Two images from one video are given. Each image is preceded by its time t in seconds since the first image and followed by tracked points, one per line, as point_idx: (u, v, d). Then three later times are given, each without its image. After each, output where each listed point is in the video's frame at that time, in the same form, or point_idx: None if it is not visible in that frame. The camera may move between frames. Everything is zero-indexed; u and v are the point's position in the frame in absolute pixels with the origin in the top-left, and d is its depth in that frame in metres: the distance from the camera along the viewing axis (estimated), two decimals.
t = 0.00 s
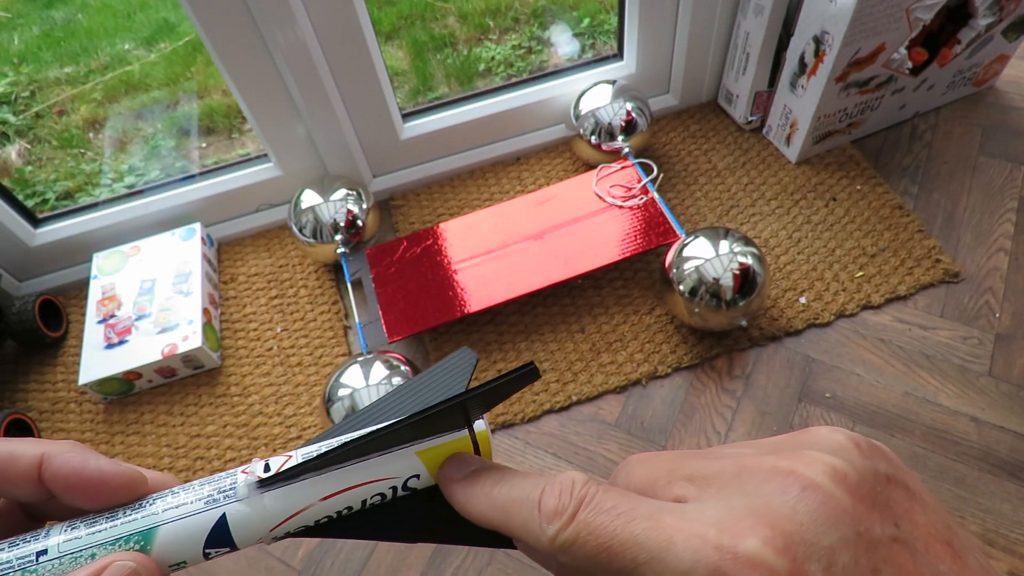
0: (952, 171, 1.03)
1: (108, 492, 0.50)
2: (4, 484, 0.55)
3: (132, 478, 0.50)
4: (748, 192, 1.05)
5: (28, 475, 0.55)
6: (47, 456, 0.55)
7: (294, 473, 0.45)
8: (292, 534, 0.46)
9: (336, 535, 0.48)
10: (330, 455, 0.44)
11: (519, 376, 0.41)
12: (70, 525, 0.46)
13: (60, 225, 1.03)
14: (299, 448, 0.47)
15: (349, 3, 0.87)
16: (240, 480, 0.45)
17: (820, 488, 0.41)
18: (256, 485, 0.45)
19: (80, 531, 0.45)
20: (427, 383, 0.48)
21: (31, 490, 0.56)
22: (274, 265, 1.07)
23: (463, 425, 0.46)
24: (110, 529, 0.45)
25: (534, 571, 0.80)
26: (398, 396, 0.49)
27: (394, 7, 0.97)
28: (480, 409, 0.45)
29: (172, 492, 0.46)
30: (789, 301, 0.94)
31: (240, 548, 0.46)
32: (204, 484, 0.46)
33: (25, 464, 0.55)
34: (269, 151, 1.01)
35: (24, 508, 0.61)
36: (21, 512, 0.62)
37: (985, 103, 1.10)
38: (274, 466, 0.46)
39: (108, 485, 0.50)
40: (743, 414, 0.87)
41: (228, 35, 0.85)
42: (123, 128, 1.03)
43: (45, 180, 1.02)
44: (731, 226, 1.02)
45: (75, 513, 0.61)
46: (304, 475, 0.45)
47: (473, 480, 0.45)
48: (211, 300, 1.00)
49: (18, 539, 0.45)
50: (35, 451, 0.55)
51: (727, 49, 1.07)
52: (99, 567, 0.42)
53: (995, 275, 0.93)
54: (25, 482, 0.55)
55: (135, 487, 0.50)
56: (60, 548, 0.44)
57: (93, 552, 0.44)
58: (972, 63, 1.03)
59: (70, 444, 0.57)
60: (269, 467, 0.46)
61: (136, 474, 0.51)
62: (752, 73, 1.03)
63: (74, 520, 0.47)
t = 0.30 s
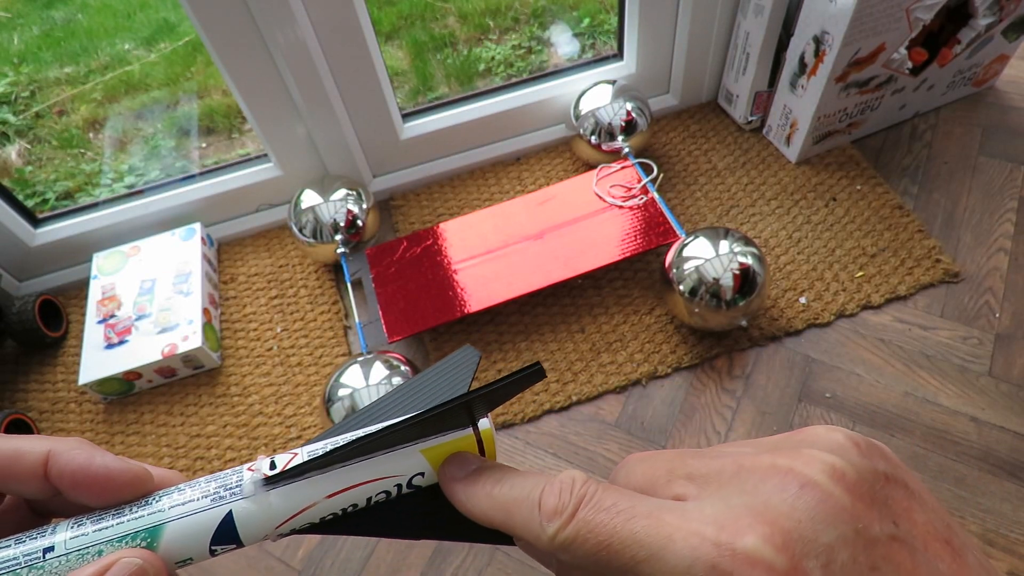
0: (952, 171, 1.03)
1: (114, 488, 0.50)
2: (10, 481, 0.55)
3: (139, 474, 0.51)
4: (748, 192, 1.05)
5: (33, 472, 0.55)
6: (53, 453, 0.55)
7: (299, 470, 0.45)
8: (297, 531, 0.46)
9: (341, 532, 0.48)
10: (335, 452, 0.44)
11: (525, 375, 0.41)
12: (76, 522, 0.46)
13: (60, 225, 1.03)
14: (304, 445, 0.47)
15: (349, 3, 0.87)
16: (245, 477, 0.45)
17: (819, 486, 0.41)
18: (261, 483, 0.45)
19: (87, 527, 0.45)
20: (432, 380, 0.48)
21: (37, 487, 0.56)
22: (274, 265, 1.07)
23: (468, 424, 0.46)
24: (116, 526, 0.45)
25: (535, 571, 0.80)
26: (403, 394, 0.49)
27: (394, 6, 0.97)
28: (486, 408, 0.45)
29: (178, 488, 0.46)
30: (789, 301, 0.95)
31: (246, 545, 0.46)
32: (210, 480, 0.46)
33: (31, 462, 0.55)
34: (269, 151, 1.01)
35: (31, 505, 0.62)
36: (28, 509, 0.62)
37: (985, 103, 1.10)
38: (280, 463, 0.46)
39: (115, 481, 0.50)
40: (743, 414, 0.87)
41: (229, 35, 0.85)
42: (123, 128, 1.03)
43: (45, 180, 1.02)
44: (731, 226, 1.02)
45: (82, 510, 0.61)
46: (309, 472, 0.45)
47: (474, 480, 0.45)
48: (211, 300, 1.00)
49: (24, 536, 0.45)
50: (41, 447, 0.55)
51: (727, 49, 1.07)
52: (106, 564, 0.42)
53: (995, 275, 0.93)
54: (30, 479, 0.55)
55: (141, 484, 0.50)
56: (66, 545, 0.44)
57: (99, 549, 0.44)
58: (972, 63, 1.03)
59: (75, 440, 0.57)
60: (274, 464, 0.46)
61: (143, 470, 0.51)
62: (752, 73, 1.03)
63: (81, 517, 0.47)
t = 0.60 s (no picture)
0: (952, 171, 1.03)
1: (111, 488, 0.50)
2: (7, 480, 0.55)
3: (136, 473, 0.51)
4: (748, 192, 1.05)
5: (30, 471, 0.55)
6: (50, 452, 0.55)
7: (297, 470, 0.45)
8: (293, 531, 0.46)
9: (337, 532, 0.48)
10: (333, 452, 0.44)
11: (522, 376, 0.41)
12: (74, 520, 0.46)
13: (60, 225, 1.03)
14: (303, 445, 0.47)
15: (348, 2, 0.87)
16: (243, 477, 0.45)
17: (822, 485, 0.41)
18: (259, 482, 0.45)
19: (84, 526, 0.45)
20: (432, 380, 0.48)
21: (34, 486, 0.56)
22: (274, 265, 1.07)
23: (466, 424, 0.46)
24: (114, 524, 0.45)
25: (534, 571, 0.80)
26: (402, 393, 0.49)
27: (394, 6, 0.97)
28: (484, 408, 0.45)
29: (175, 487, 0.46)
30: (789, 301, 0.95)
31: (243, 544, 0.46)
32: (207, 480, 0.46)
33: (27, 461, 0.55)
34: (269, 151, 1.01)
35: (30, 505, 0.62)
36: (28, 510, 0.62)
37: (985, 103, 1.10)
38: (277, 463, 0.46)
39: (111, 480, 0.50)
40: (743, 414, 0.87)
41: (228, 35, 0.85)
42: (123, 128, 1.03)
43: (45, 180, 1.02)
44: (731, 226, 1.02)
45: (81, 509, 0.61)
46: (307, 472, 0.45)
47: (476, 479, 0.45)
48: (211, 300, 1.00)
49: (21, 533, 0.45)
50: (38, 447, 0.55)
51: (727, 49, 1.07)
52: (102, 562, 0.42)
53: (996, 275, 0.93)
54: (27, 478, 0.55)
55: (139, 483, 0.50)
56: (64, 543, 0.44)
57: (96, 547, 0.45)
58: (972, 63, 1.03)
59: (73, 439, 0.57)
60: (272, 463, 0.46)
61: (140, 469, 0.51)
62: (752, 73, 1.03)
63: (78, 515, 0.47)
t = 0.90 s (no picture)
0: (952, 171, 1.03)
1: (104, 485, 0.50)
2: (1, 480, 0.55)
3: (129, 470, 0.51)
4: (748, 192, 1.05)
5: (22, 471, 0.55)
6: (42, 452, 0.55)
7: (290, 469, 0.45)
8: (288, 529, 0.46)
9: (333, 531, 0.48)
10: (326, 451, 0.44)
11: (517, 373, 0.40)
12: (67, 519, 0.46)
13: (61, 225, 1.03)
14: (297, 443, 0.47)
15: (348, 2, 0.87)
16: (236, 476, 0.45)
17: (827, 490, 0.40)
18: (252, 481, 0.45)
19: (77, 525, 0.46)
20: (427, 378, 0.48)
21: (27, 487, 0.56)
22: (274, 265, 1.07)
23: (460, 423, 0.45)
24: (107, 523, 0.45)
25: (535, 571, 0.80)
26: (398, 391, 0.49)
27: (394, 6, 0.97)
28: (480, 407, 0.45)
29: (169, 487, 0.46)
30: (789, 301, 0.95)
31: (237, 543, 0.46)
32: (201, 479, 0.46)
33: (20, 461, 0.55)
34: (269, 150, 1.01)
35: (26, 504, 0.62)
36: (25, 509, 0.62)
37: (985, 103, 1.10)
38: (271, 462, 0.45)
39: (104, 478, 0.50)
40: (743, 414, 0.87)
41: (228, 34, 0.85)
42: (123, 127, 1.03)
43: (45, 180, 1.02)
44: (731, 226, 1.02)
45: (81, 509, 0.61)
46: (300, 471, 0.45)
47: (476, 478, 0.45)
48: (211, 300, 1.00)
49: (14, 532, 0.45)
50: (31, 446, 0.55)
51: (728, 49, 1.07)
52: (95, 562, 0.42)
53: (996, 275, 0.93)
54: (20, 478, 0.55)
55: (132, 480, 0.50)
56: (57, 542, 0.45)
57: (88, 546, 0.45)
58: (972, 63, 1.03)
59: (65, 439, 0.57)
60: (266, 462, 0.45)
61: (133, 466, 0.51)
62: (752, 73, 1.03)
63: (71, 513, 0.47)
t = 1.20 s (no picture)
0: (952, 171, 1.03)
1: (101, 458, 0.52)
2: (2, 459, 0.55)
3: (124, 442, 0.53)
4: (747, 192, 1.05)
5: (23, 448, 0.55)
6: (39, 429, 0.55)
7: (268, 423, 0.40)
8: (278, 488, 0.41)
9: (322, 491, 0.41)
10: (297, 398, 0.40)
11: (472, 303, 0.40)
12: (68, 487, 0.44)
13: (61, 225, 1.03)
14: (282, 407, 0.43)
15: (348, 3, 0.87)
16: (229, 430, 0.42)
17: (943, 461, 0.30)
18: (234, 438, 0.41)
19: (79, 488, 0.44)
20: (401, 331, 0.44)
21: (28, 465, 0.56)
22: (274, 265, 1.07)
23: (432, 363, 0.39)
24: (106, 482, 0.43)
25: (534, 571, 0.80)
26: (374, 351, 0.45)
27: (394, 7, 0.97)
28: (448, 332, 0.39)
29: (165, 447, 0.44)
30: (789, 301, 0.94)
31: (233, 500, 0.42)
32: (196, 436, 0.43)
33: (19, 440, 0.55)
34: (269, 150, 1.01)
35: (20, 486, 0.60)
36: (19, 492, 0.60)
37: (985, 103, 1.10)
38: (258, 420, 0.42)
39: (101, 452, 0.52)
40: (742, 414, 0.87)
41: (228, 34, 0.85)
42: (123, 128, 1.03)
43: (45, 180, 1.02)
44: (731, 226, 1.02)
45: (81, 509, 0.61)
46: (275, 425, 0.40)
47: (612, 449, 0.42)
48: (211, 300, 1.00)
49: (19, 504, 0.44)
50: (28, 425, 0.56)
51: (727, 49, 1.07)
52: (94, 518, 0.40)
53: (996, 275, 0.93)
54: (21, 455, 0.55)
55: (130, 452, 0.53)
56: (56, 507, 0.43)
57: (88, 505, 0.42)
58: (972, 63, 1.03)
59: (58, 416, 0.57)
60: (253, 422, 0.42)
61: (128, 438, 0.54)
62: (752, 73, 1.03)
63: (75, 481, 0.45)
